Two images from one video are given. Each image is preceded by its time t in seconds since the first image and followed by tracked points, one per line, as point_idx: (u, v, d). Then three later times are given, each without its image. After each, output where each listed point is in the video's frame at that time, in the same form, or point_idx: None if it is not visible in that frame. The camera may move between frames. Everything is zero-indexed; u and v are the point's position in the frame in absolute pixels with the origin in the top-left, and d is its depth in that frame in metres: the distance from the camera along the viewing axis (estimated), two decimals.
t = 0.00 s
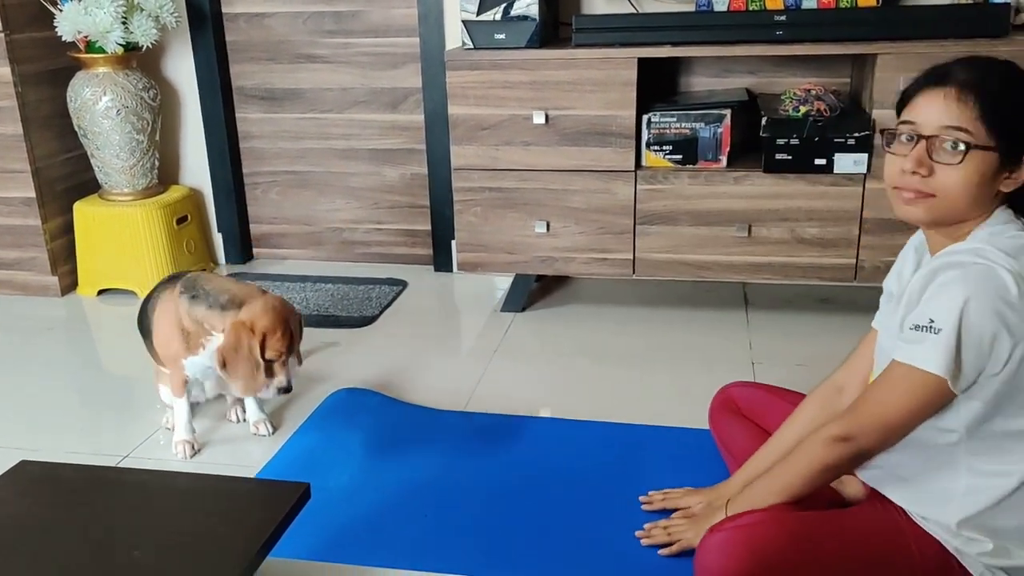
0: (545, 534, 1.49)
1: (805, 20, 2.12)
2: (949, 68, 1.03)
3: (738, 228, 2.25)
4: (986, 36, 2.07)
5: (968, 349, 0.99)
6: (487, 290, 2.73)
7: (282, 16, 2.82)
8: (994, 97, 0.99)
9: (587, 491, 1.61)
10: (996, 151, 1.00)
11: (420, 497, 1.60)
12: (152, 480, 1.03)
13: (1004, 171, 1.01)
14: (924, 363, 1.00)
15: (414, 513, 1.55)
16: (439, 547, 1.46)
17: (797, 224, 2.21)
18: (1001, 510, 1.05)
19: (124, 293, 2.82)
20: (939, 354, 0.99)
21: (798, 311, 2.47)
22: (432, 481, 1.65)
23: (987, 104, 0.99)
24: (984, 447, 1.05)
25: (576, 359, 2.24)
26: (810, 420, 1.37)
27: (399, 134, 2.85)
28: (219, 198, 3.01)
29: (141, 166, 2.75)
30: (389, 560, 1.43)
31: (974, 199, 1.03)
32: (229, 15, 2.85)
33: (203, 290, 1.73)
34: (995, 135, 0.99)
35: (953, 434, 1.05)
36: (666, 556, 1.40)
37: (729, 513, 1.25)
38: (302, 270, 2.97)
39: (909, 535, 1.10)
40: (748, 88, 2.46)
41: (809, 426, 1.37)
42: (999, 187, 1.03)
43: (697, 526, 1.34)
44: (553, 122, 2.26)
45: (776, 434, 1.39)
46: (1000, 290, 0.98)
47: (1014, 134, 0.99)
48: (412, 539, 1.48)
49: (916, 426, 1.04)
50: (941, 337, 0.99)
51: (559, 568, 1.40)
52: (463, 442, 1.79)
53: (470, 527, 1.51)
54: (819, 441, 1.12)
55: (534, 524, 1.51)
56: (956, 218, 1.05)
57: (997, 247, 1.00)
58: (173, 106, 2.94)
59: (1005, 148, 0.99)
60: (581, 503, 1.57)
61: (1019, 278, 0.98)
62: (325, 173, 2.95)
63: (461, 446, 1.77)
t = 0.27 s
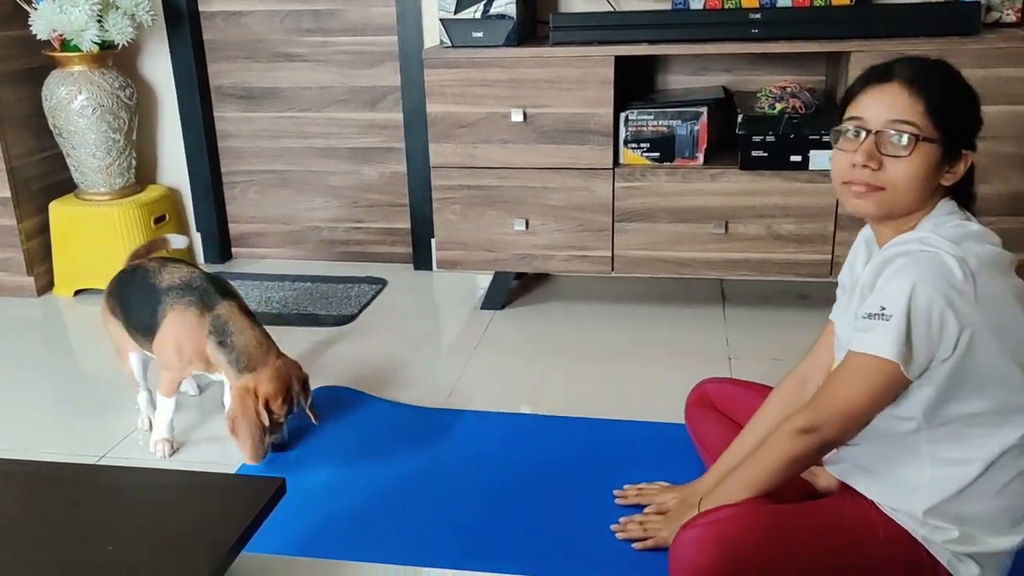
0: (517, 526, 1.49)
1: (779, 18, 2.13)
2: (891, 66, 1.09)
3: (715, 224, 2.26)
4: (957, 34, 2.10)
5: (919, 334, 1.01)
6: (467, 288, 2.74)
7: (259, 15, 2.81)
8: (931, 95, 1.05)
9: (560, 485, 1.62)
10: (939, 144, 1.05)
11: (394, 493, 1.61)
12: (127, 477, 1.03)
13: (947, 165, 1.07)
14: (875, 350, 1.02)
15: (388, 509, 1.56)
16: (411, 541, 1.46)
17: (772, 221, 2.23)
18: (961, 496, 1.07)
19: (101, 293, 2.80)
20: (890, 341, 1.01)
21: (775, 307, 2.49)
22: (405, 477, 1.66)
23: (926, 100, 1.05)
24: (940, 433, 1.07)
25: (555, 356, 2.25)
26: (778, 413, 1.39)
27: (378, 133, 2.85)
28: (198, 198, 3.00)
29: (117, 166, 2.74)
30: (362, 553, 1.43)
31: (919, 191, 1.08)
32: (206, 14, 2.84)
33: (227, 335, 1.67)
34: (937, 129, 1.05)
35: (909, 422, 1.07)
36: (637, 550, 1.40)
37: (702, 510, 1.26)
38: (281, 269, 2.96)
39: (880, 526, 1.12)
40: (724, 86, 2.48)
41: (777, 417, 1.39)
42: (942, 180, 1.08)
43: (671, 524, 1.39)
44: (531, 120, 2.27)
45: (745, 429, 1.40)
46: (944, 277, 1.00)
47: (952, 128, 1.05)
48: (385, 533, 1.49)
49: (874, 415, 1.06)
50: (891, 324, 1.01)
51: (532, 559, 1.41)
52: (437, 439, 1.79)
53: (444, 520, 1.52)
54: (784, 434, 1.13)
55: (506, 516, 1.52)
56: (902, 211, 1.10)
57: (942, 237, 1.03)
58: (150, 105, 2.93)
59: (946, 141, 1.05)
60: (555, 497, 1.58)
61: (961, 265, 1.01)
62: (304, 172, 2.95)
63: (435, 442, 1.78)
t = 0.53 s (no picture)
0: (488, 522, 1.50)
1: (751, 15, 2.15)
2: (837, 66, 1.10)
3: (689, 221, 2.27)
4: (926, 31, 2.12)
5: (875, 326, 1.02)
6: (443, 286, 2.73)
7: (232, 12, 2.79)
8: (874, 93, 1.06)
9: (532, 481, 1.62)
10: (885, 142, 1.06)
11: (367, 491, 1.60)
12: (95, 476, 1.02)
13: (895, 161, 1.08)
14: (831, 342, 1.03)
15: (361, 507, 1.55)
16: (382, 540, 1.46)
17: (746, 217, 2.25)
18: (924, 485, 1.08)
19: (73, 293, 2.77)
20: (846, 332, 1.02)
21: (749, 302, 2.50)
22: (377, 475, 1.66)
23: (870, 99, 1.06)
24: (901, 424, 1.08)
25: (531, 352, 2.25)
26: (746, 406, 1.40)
27: (353, 130, 2.84)
28: (170, 196, 2.98)
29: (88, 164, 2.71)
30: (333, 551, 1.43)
31: (869, 188, 1.09)
32: (178, 10, 2.82)
33: (210, 342, 1.65)
34: (882, 127, 1.06)
35: (870, 413, 1.08)
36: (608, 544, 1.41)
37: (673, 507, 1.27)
38: (256, 268, 2.94)
39: (850, 519, 1.13)
40: (698, 83, 2.50)
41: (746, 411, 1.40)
42: (891, 176, 1.10)
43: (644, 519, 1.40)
44: (505, 117, 2.27)
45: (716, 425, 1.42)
46: (897, 268, 1.02)
47: (897, 125, 1.06)
48: (357, 532, 1.48)
49: (835, 407, 1.07)
50: (847, 315, 1.02)
51: (504, 556, 1.41)
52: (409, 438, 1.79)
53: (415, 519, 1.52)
54: (749, 430, 1.14)
55: (477, 513, 1.52)
56: (854, 208, 1.11)
57: (895, 230, 1.05)
58: (121, 102, 2.89)
59: (892, 138, 1.06)
60: (527, 493, 1.58)
61: (913, 256, 1.02)
62: (279, 170, 2.93)
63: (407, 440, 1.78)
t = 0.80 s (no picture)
0: (471, 523, 1.49)
1: (731, 14, 2.16)
2: (809, 66, 1.10)
3: (671, 219, 2.28)
4: (905, 30, 2.13)
5: (851, 324, 1.03)
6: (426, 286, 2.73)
7: (212, 11, 2.78)
8: (846, 93, 1.07)
9: (516, 481, 1.62)
10: (859, 141, 1.07)
11: (349, 493, 1.60)
12: (71, 480, 1.01)
13: (868, 160, 1.09)
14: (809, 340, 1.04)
15: (346, 509, 1.55)
16: (365, 542, 1.45)
17: (728, 215, 2.26)
18: (904, 481, 1.09)
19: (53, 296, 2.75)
20: (823, 330, 1.03)
21: (732, 300, 2.51)
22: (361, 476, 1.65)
23: (842, 98, 1.07)
24: (880, 421, 1.09)
25: (514, 352, 2.25)
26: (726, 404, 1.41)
27: (335, 131, 2.83)
28: (151, 197, 2.96)
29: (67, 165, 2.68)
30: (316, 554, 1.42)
31: (844, 187, 1.10)
32: (158, 10, 2.80)
33: (189, 370, 1.59)
34: (856, 126, 1.06)
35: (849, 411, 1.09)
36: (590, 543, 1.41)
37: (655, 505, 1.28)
38: (238, 269, 2.93)
39: (832, 518, 1.14)
40: (679, 82, 2.50)
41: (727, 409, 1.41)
42: (865, 175, 1.10)
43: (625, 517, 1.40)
44: (487, 116, 2.27)
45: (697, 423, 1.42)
46: (873, 266, 1.02)
47: (870, 124, 1.07)
48: (339, 534, 1.48)
49: (813, 404, 1.08)
50: (823, 313, 1.03)
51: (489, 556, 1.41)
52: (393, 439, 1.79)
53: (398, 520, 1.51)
54: (729, 428, 1.14)
55: (461, 514, 1.52)
56: (829, 207, 1.11)
57: (870, 228, 1.06)
58: (100, 103, 2.87)
59: (865, 137, 1.07)
60: (510, 493, 1.58)
61: (889, 253, 1.03)
62: (261, 170, 2.92)
63: (391, 442, 1.78)
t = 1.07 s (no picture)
0: (463, 524, 1.49)
1: (718, 12, 2.15)
2: (793, 65, 1.10)
3: (661, 218, 2.28)
4: (892, 27, 2.14)
5: (839, 321, 1.02)
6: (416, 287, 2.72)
7: (199, 13, 2.76)
8: (832, 89, 1.07)
9: (507, 481, 1.62)
10: (845, 138, 1.07)
11: (340, 495, 1.59)
12: (56, 486, 1.00)
13: (854, 157, 1.09)
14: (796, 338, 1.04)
15: (337, 511, 1.54)
16: (356, 544, 1.45)
17: (717, 213, 2.26)
18: (894, 477, 1.08)
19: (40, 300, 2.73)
20: (810, 328, 1.03)
21: (722, 298, 2.51)
22: (350, 479, 1.64)
23: (828, 95, 1.06)
24: (870, 418, 1.09)
25: (505, 352, 2.24)
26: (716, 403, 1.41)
27: (323, 132, 2.82)
28: (139, 200, 2.94)
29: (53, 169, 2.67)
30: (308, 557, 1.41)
31: (831, 184, 1.10)
32: (144, 12, 2.78)
33: (164, 391, 1.53)
34: (841, 124, 1.06)
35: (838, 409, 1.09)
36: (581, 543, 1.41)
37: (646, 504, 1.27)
38: (227, 271, 2.91)
39: (823, 516, 1.13)
40: (668, 80, 2.50)
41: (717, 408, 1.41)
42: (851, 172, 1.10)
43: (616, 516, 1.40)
44: (476, 116, 2.26)
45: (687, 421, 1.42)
46: (859, 262, 1.02)
47: (855, 121, 1.07)
48: (331, 537, 1.47)
49: (802, 403, 1.08)
50: (811, 311, 1.03)
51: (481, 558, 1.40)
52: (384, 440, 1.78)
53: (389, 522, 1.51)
54: (718, 427, 1.14)
55: (454, 515, 1.52)
56: (815, 205, 1.11)
57: (856, 225, 1.06)
58: (86, 106, 2.85)
59: (851, 134, 1.07)
60: (502, 493, 1.58)
61: (875, 251, 1.03)
62: (249, 172, 2.90)
63: (382, 443, 1.77)
